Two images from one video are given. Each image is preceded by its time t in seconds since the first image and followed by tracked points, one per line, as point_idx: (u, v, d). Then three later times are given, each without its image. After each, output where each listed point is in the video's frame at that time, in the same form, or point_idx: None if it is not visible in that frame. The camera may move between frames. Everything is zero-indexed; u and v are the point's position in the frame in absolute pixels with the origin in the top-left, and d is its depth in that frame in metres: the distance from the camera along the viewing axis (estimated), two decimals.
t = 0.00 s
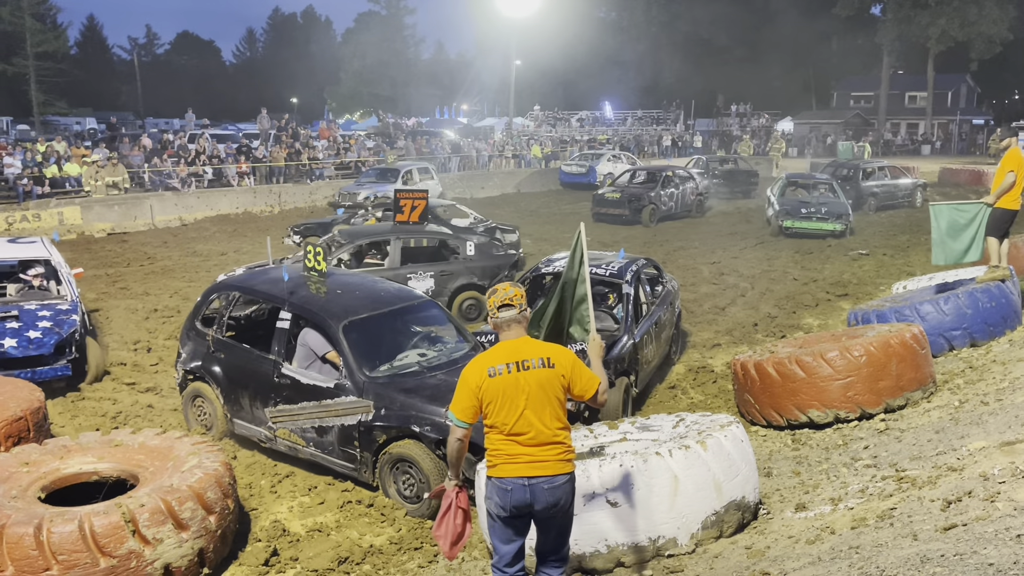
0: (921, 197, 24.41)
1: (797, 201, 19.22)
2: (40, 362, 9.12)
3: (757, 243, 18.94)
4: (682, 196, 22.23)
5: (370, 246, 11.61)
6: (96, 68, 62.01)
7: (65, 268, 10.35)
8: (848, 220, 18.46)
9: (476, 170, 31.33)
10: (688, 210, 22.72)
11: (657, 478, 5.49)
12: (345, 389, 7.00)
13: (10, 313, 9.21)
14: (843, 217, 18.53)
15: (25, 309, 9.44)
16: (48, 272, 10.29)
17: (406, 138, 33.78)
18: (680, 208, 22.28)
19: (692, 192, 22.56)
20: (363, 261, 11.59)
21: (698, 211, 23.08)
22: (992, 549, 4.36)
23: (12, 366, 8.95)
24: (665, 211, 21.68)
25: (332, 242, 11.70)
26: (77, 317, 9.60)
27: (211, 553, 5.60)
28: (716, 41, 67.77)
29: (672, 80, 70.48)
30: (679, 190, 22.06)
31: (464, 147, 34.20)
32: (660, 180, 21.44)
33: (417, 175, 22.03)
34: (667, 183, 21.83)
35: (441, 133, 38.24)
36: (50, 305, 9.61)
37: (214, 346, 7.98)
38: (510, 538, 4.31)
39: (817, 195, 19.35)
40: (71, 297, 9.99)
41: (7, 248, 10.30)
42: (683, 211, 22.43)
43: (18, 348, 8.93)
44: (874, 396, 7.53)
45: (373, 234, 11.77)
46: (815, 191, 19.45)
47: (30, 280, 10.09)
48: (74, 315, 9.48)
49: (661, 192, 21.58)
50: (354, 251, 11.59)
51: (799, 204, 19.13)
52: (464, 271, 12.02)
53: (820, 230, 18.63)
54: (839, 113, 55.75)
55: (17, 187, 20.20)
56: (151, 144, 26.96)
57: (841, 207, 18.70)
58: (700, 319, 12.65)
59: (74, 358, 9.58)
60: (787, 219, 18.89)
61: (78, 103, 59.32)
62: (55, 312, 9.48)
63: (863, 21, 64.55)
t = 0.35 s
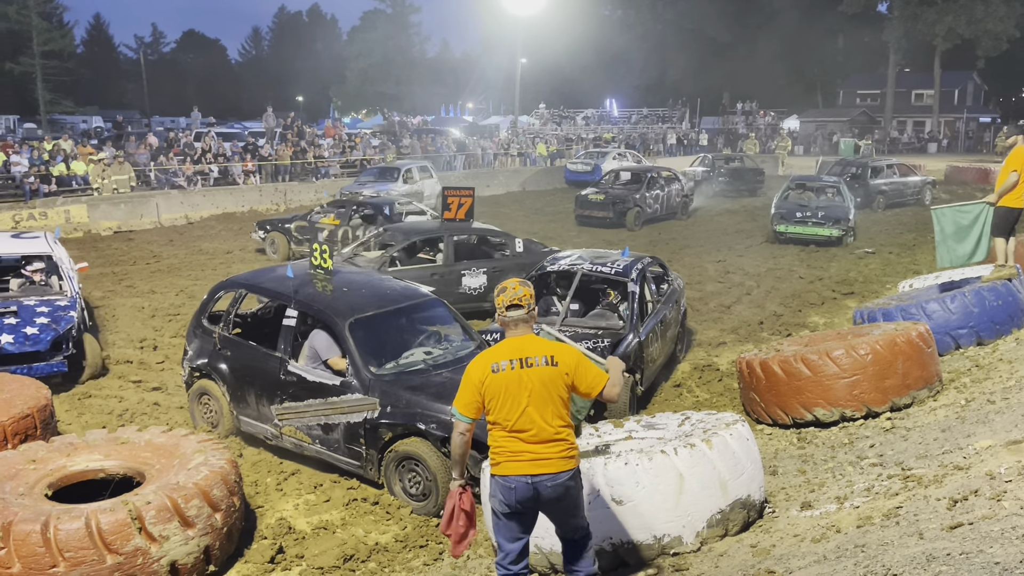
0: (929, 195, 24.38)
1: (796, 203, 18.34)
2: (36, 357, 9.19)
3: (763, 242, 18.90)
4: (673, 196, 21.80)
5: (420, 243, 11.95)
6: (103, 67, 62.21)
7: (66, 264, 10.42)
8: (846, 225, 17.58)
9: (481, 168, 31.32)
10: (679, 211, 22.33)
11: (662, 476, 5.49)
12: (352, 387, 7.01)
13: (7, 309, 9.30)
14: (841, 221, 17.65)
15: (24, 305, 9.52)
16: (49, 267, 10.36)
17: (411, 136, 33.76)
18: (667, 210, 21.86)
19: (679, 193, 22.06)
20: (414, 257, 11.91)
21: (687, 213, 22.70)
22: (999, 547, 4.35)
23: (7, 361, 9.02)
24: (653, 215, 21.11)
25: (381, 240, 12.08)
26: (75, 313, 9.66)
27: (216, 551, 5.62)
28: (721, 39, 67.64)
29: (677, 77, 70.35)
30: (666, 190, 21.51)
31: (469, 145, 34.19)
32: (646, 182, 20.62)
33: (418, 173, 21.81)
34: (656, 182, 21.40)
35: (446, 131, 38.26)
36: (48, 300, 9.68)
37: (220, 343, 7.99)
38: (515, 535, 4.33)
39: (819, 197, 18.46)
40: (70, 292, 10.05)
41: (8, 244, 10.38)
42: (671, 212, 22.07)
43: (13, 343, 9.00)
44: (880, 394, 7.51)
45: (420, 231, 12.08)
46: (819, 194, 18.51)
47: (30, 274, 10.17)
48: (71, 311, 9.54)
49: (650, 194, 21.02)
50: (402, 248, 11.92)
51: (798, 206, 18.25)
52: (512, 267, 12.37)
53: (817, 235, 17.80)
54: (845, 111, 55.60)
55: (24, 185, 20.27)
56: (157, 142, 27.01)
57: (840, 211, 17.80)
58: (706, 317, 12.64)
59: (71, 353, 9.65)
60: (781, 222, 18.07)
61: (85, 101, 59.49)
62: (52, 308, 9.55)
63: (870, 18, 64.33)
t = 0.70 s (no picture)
0: (940, 194, 24.27)
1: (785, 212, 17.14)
2: (38, 353, 9.19)
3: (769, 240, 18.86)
4: (649, 198, 21.15)
5: (475, 244, 12.01)
6: (109, 65, 62.41)
7: (68, 261, 10.47)
8: (833, 234, 16.35)
9: (487, 166, 31.32)
10: (657, 213, 21.71)
11: (668, 474, 5.49)
12: (358, 384, 7.01)
13: (10, 306, 9.34)
14: (829, 231, 16.40)
15: (26, 301, 9.56)
16: (52, 264, 10.41)
17: (416, 134, 33.73)
18: (645, 213, 21.27)
19: (658, 195, 21.47)
20: (472, 255, 11.97)
21: (663, 215, 21.95)
22: (1005, 546, 4.34)
23: (10, 357, 9.02)
24: (630, 218, 20.44)
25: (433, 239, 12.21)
26: (76, 309, 9.70)
27: (222, 548, 5.64)
28: (728, 37, 67.52)
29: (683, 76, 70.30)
30: (644, 192, 20.89)
31: (475, 143, 34.17)
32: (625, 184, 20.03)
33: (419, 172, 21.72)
34: (633, 182, 20.79)
35: (452, 129, 38.27)
36: (50, 297, 9.73)
37: (227, 340, 7.99)
38: (526, 532, 4.32)
39: (810, 205, 17.27)
40: (73, 289, 10.10)
41: (11, 241, 10.43)
42: (649, 215, 21.38)
43: (15, 339, 9.01)
44: (886, 393, 7.49)
45: (473, 230, 12.18)
46: (816, 202, 17.33)
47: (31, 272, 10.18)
48: (73, 308, 9.57)
49: (627, 198, 20.30)
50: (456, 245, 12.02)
51: (786, 214, 17.09)
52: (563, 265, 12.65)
53: (803, 245, 16.62)
54: (851, 109, 55.43)
55: (31, 183, 20.30)
56: (163, 141, 27.05)
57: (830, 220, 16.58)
58: (712, 316, 12.63)
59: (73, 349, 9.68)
60: (764, 231, 16.93)
61: (92, 99, 59.62)
62: (54, 304, 9.59)
63: (876, 16, 64.15)
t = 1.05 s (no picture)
0: (960, 190, 24.47)
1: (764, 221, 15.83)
2: (43, 349, 9.21)
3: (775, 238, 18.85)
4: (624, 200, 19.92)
5: (547, 241, 12.05)
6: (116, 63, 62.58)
7: (74, 258, 10.50)
8: (808, 243, 14.96)
9: (493, 164, 31.31)
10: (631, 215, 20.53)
11: (674, 472, 5.48)
12: (364, 381, 7.02)
13: (16, 303, 9.38)
14: (803, 239, 15.04)
15: (32, 298, 9.59)
16: (57, 260, 10.43)
17: (422, 132, 33.68)
18: (620, 217, 20.29)
19: (634, 198, 20.40)
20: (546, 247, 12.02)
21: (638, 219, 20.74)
22: (1013, 546, 4.33)
23: (15, 354, 9.04)
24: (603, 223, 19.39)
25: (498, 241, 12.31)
26: (81, 306, 9.72)
27: (229, 545, 5.66)
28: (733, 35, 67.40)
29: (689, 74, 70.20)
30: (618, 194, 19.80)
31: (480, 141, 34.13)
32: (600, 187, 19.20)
33: (418, 171, 21.67)
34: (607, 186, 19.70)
35: (458, 127, 38.28)
36: (55, 294, 9.76)
37: (233, 337, 8.02)
38: (537, 530, 4.32)
39: (793, 213, 15.98)
40: (79, 286, 10.13)
41: (18, 238, 10.45)
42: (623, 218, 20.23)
43: (21, 336, 9.02)
44: (892, 392, 7.47)
45: (539, 228, 12.26)
46: (804, 209, 16.01)
47: (37, 268, 10.21)
48: (77, 304, 9.60)
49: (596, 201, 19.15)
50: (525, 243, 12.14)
51: (762, 222, 15.83)
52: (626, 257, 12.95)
53: (775, 254, 15.27)
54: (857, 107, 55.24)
55: (38, 180, 20.36)
56: (170, 138, 27.12)
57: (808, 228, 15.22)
58: (718, 314, 12.61)
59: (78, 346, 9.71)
60: (736, 239, 15.68)
61: (99, 97, 59.78)
62: (60, 301, 9.62)
63: (883, 14, 63.93)
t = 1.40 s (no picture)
0: (981, 187, 24.46)
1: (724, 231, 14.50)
2: (50, 345, 9.24)
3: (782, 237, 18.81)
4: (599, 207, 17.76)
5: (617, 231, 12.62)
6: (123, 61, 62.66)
7: (80, 255, 10.53)
8: (765, 256, 13.59)
9: (499, 162, 31.26)
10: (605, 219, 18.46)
11: (680, 471, 5.48)
12: (370, 378, 7.03)
13: (23, 299, 9.43)
14: (759, 252, 13.66)
15: (39, 295, 9.64)
16: (65, 257, 10.47)
17: (429, 130, 33.63)
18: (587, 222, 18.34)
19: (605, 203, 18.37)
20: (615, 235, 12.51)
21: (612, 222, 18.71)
22: (1021, 546, 4.32)
23: (22, 350, 9.07)
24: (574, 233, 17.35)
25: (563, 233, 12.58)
26: (88, 302, 9.76)
27: (235, 541, 5.67)
28: (741, 33, 67.18)
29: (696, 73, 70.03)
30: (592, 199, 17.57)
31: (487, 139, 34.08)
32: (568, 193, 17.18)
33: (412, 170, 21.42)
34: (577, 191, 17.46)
35: (464, 125, 38.27)
36: (62, 291, 9.81)
37: (240, 334, 8.03)
38: (543, 527, 4.33)
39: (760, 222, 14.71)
40: (86, 283, 10.16)
41: (26, 235, 10.50)
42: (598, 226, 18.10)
43: (28, 332, 9.04)
44: (900, 391, 7.45)
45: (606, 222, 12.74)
46: (773, 217, 14.71)
47: (46, 264, 10.27)
48: (84, 301, 9.63)
49: (565, 208, 16.95)
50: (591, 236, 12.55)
51: (719, 233, 14.52)
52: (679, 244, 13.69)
53: (729, 268, 13.91)
54: (865, 106, 55.01)
55: (46, 177, 20.41)
56: (177, 136, 27.16)
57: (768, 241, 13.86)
58: (725, 313, 12.59)
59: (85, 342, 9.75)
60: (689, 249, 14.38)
61: (106, 94, 59.89)
62: (66, 298, 9.66)
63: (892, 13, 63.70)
